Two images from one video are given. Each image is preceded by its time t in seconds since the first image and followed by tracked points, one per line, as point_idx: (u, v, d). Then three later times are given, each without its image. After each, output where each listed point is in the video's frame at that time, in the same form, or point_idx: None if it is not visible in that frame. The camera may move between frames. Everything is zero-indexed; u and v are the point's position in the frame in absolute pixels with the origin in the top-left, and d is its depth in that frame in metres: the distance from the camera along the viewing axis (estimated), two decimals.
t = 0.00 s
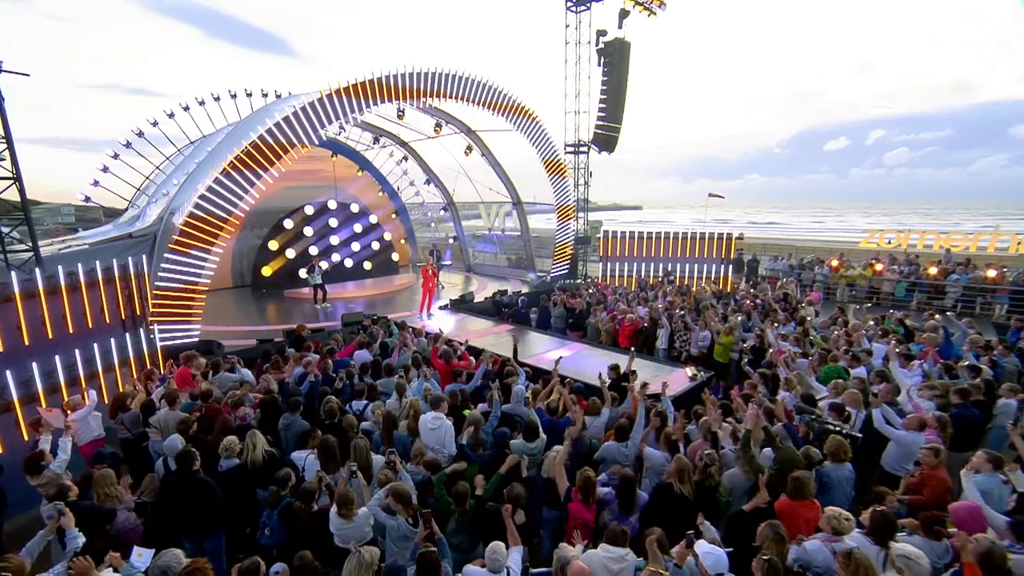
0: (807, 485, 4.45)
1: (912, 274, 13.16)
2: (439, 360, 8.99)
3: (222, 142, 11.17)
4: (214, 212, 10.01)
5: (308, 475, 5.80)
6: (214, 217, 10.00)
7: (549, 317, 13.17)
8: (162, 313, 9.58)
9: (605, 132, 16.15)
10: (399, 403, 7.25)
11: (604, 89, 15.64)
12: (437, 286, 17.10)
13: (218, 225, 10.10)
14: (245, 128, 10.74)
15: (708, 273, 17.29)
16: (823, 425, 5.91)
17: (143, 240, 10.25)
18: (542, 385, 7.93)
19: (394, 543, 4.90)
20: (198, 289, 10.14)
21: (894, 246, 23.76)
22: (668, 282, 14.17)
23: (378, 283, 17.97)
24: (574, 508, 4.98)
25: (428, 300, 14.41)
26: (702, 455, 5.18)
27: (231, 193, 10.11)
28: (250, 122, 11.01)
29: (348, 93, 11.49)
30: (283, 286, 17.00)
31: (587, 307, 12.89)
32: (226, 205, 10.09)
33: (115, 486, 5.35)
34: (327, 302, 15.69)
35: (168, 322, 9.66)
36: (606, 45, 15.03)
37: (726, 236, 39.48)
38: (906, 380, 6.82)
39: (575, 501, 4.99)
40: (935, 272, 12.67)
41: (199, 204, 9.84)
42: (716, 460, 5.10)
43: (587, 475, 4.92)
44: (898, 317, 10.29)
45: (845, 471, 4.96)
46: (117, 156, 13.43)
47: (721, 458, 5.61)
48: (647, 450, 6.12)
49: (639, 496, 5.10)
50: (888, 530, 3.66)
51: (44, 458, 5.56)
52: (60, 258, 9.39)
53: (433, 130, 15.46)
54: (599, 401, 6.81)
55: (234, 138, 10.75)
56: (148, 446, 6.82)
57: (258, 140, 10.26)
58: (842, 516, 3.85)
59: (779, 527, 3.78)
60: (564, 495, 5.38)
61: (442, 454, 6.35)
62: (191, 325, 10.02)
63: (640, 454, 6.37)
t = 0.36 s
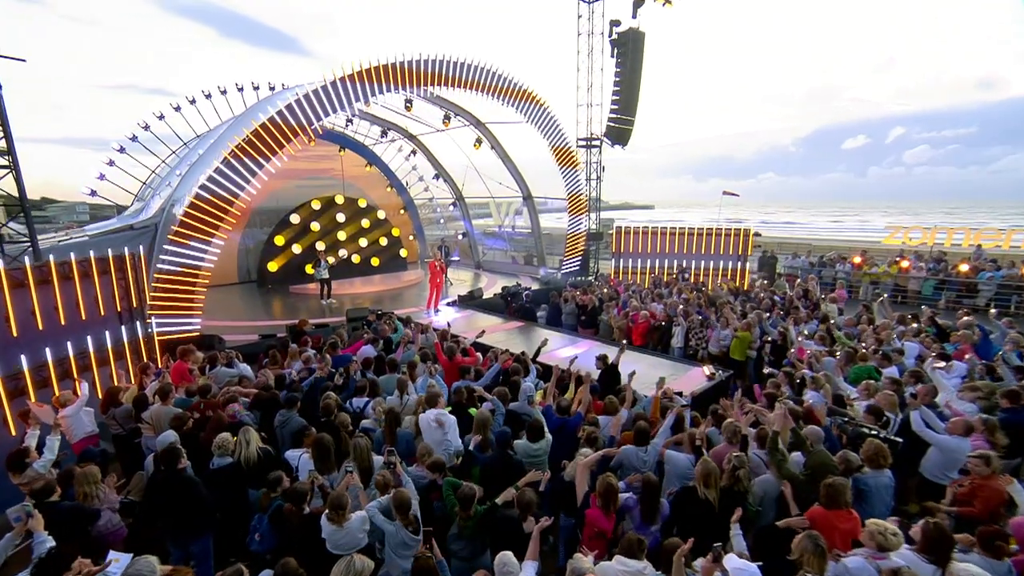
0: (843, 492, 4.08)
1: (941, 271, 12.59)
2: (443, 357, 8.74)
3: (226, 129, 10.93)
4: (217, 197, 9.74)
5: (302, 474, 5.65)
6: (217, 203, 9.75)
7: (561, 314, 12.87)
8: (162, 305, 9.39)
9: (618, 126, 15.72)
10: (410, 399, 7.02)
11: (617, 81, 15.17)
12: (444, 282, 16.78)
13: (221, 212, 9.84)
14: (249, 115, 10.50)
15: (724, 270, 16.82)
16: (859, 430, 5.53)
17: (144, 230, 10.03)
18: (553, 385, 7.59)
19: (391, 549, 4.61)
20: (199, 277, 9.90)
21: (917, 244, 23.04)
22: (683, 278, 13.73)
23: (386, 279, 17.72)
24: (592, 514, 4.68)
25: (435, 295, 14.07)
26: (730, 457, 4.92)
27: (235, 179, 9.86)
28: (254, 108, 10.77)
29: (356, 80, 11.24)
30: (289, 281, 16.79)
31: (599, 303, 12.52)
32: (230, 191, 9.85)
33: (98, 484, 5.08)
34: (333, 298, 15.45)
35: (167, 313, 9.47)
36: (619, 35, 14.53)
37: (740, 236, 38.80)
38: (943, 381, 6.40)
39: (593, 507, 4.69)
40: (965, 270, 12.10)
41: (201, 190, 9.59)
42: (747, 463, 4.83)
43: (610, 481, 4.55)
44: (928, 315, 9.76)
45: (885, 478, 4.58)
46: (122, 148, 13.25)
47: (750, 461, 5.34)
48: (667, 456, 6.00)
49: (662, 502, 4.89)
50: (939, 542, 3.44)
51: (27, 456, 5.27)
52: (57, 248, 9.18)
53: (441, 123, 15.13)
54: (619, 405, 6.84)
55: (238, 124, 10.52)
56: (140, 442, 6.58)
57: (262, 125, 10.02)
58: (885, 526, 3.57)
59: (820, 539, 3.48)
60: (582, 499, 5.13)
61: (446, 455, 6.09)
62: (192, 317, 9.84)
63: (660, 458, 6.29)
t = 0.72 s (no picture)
0: (901, 511, 3.71)
1: (972, 269, 12.02)
2: (450, 353, 8.49)
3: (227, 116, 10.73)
4: (219, 179, 9.64)
5: (294, 475, 5.38)
6: (218, 189, 9.61)
7: (572, 310, 12.54)
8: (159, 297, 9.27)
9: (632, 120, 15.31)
10: (414, 398, 6.75)
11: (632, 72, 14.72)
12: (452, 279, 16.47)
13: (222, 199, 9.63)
14: (252, 100, 10.30)
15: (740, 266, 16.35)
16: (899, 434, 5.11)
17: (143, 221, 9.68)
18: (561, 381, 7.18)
19: (384, 556, 4.30)
20: (198, 266, 9.78)
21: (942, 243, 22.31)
22: (699, 274, 13.28)
23: (394, 275, 17.47)
24: (603, 524, 4.28)
25: (443, 291, 13.77)
26: (760, 460, 4.52)
27: (236, 165, 9.70)
28: (256, 94, 10.55)
29: (362, 70, 11.00)
30: (295, 277, 16.58)
31: (611, 300, 12.13)
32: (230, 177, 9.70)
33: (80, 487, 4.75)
34: (339, 294, 15.21)
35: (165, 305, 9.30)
36: (634, 25, 14.06)
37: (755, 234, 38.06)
38: (987, 381, 5.94)
39: (604, 517, 4.27)
40: (1000, 267, 11.52)
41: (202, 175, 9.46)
42: (778, 468, 4.44)
43: (620, 487, 4.16)
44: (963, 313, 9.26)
45: (934, 489, 4.23)
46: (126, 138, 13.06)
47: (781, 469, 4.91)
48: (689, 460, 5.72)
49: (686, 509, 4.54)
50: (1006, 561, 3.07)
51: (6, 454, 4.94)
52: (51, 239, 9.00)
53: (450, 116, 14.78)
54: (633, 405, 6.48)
55: (241, 110, 10.33)
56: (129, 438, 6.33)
57: (264, 110, 9.80)
58: (938, 542, 3.18)
59: (863, 555, 3.11)
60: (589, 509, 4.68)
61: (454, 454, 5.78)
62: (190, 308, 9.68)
63: (681, 463, 5.96)
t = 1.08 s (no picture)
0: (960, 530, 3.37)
1: (1004, 266, 11.44)
2: (455, 349, 8.32)
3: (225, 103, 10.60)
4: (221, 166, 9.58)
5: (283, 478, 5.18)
6: (216, 173, 9.48)
7: (582, 307, 12.17)
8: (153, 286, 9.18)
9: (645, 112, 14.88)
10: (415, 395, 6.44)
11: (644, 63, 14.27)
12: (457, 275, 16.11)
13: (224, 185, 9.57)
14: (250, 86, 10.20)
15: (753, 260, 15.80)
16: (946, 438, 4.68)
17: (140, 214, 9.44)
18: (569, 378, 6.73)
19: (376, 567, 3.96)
20: (196, 254, 9.66)
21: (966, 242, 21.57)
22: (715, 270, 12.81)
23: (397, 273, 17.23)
24: (604, 535, 4.04)
25: (450, 287, 13.47)
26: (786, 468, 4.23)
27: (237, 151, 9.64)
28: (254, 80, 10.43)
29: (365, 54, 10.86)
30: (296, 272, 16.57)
31: (623, 297, 11.74)
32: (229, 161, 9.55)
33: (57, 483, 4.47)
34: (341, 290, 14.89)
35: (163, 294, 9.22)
36: (647, 13, 13.59)
37: (769, 233, 37.35)
38: None
39: (604, 527, 4.04)
40: None
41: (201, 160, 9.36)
42: (805, 477, 4.16)
43: (617, 492, 4.00)
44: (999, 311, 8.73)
45: (991, 502, 3.88)
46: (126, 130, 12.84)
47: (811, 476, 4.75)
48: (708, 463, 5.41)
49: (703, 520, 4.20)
50: None
51: None
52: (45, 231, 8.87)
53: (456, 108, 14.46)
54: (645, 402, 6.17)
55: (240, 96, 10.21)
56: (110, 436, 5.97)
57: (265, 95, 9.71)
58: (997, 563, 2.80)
59: None
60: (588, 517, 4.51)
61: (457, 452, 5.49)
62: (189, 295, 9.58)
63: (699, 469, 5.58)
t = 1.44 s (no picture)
0: None
1: None
2: (459, 346, 8.18)
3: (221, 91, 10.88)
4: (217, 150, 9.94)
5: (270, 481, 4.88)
6: (214, 157, 9.87)
7: (590, 304, 11.79)
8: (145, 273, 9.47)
9: (656, 106, 14.51)
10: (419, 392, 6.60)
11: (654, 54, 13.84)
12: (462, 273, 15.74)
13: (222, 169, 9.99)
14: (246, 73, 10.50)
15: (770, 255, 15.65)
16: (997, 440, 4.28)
17: (133, 206, 9.33)
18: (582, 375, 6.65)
19: None
20: (189, 241, 9.96)
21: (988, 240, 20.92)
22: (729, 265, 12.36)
23: (399, 271, 16.95)
24: (605, 550, 3.72)
25: (454, 282, 13.16)
26: (814, 479, 3.92)
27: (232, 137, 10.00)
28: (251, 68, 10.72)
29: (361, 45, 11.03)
30: (297, 269, 17.11)
31: (632, 293, 11.39)
32: (226, 146, 9.95)
33: (32, 489, 4.08)
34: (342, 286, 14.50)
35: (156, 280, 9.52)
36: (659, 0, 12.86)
37: (781, 232, 36.75)
38: None
39: (605, 542, 3.73)
40: None
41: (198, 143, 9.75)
42: (837, 488, 3.85)
43: (614, 501, 3.74)
44: None
45: None
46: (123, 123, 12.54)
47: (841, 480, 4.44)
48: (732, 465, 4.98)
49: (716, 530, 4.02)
50: None
51: None
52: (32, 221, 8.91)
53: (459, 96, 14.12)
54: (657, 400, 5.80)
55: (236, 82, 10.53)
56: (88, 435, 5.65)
57: (261, 82, 10.10)
58: None
59: None
60: (586, 531, 4.23)
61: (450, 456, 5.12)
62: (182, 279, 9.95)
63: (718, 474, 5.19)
